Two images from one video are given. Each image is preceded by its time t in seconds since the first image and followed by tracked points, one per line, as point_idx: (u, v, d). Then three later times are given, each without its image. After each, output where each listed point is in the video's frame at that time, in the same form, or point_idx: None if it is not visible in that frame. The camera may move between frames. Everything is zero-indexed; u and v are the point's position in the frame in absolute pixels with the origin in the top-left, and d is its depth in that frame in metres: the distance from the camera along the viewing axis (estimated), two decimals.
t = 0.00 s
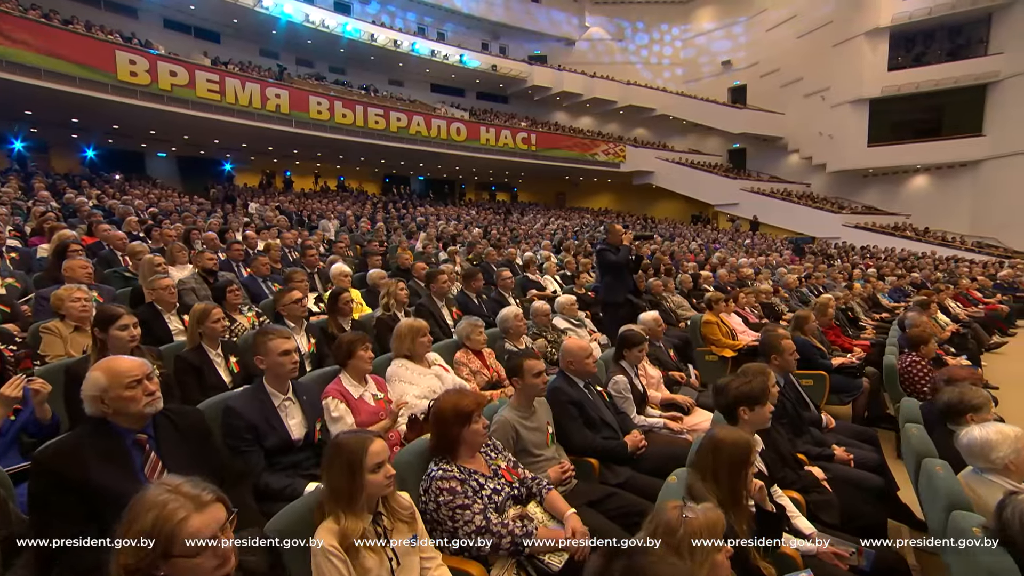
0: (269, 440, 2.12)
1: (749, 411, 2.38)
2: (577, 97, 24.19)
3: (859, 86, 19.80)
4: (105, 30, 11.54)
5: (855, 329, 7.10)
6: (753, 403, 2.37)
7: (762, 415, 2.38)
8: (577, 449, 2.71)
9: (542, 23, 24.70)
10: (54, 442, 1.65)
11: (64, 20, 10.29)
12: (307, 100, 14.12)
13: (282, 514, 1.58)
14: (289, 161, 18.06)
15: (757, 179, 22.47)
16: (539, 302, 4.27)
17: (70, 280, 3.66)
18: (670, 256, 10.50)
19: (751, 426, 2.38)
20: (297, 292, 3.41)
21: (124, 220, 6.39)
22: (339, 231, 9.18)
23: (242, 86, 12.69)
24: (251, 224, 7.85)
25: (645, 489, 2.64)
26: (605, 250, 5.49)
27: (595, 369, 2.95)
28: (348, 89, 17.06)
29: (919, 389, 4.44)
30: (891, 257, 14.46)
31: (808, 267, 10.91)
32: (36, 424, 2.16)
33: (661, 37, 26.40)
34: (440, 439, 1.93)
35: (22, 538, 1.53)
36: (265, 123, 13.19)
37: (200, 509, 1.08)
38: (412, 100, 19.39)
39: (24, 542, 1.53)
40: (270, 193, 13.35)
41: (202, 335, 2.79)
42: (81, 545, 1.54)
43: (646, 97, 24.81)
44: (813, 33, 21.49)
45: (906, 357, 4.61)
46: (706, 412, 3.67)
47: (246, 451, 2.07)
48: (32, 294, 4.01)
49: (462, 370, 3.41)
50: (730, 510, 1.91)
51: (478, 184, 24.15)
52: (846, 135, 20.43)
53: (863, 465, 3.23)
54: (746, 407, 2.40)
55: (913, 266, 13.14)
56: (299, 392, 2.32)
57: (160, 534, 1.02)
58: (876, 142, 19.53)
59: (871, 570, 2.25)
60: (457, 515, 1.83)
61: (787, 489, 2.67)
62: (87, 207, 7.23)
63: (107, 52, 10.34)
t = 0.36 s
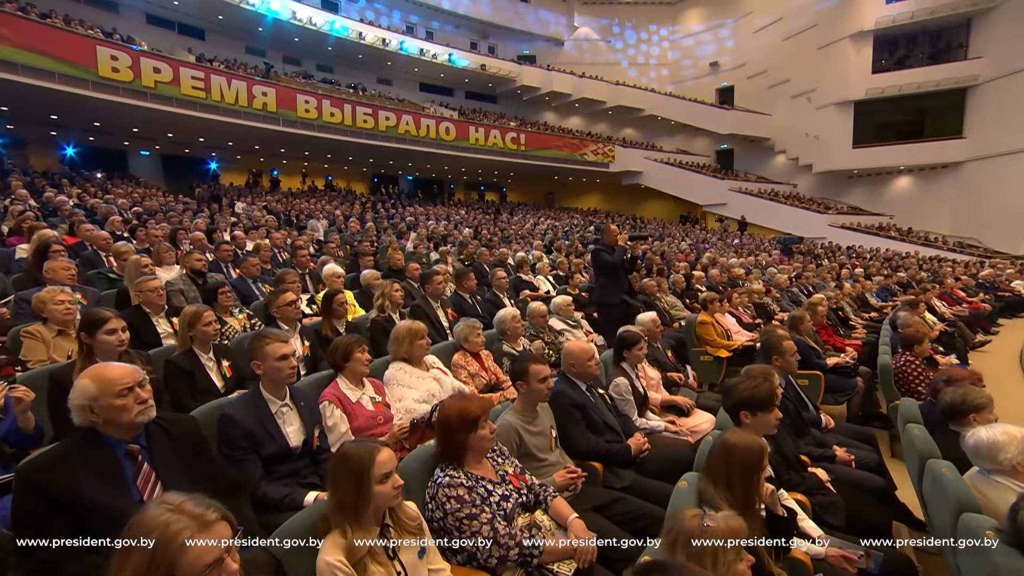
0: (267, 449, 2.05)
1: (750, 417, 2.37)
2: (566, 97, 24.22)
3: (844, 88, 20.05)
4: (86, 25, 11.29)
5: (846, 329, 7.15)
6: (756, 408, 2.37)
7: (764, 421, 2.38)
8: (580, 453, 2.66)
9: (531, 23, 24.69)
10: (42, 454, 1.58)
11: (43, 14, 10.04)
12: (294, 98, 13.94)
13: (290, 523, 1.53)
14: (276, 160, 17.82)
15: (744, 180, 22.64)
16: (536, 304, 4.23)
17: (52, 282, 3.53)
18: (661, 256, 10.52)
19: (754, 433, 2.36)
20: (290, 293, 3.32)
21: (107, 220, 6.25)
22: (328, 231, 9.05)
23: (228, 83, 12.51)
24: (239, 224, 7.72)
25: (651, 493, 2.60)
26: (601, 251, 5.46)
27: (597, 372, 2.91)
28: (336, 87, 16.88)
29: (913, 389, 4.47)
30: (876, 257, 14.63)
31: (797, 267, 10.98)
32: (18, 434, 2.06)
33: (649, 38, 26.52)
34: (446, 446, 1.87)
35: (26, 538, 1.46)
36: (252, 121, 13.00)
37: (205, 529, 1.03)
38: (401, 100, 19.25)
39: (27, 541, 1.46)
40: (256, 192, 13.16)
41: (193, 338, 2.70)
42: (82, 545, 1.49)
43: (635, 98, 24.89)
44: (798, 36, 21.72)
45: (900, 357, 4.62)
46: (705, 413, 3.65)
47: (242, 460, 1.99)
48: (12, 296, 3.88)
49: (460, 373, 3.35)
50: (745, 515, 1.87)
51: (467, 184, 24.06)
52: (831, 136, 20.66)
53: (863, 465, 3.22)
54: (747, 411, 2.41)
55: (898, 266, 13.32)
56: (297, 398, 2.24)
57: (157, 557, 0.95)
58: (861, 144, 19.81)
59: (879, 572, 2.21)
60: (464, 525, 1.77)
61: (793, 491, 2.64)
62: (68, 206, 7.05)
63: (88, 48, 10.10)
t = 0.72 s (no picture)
0: (266, 457, 1.98)
1: (751, 422, 2.35)
2: (555, 97, 24.22)
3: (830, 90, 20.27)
4: (65, 19, 11.01)
5: (837, 328, 7.19)
6: (755, 415, 2.33)
7: (763, 428, 2.33)
8: (584, 457, 2.61)
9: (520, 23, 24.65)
10: (29, 465, 1.49)
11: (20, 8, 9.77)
12: (281, 96, 13.78)
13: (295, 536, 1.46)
14: (262, 159, 17.58)
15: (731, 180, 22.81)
16: (533, 304, 4.19)
17: (33, 284, 3.41)
18: (652, 256, 10.53)
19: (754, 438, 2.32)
20: (284, 295, 3.24)
21: (90, 220, 6.09)
22: (317, 232, 8.92)
23: (213, 81, 12.31)
24: (227, 224, 7.58)
25: (656, 496, 2.56)
26: (596, 251, 5.42)
27: (599, 374, 2.88)
28: (324, 86, 16.70)
29: (908, 388, 4.48)
30: (862, 257, 14.81)
31: (785, 267, 11.06)
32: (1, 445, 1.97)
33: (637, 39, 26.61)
34: (455, 453, 1.82)
35: (26, 538, 1.40)
36: (237, 119, 12.81)
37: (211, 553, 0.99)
38: (389, 99, 19.09)
39: (27, 542, 1.40)
40: (242, 192, 12.95)
41: (184, 342, 2.62)
42: (83, 545, 1.44)
43: (623, 98, 24.93)
44: (785, 38, 21.93)
45: (894, 357, 4.65)
46: (705, 414, 3.62)
47: (239, 469, 1.92)
48: None
49: (459, 376, 3.29)
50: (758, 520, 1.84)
51: (456, 183, 23.95)
52: (817, 137, 20.89)
53: (864, 465, 3.22)
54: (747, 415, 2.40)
55: (884, 265, 13.49)
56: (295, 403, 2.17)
57: None
58: (847, 145, 20.07)
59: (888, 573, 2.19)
60: (475, 536, 1.72)
61: (799, 493, 2.63)
62: (49, 206, 6.86)
63: (68, 43, 9.86)
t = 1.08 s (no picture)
0: (264, 466, 1.90)
1: (759, 425, 2.33)
2: (544, 97, 24.21)
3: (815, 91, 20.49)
4: (44, 14, 10.73)
5: (828, 328, 7.23)
6: (765, 418, 2.32)
7: (772, 431, 2.33)
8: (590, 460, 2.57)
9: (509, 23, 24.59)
10: (18, 478, 1.42)
11: None
12: (268, 94, 13.60)
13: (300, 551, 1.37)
14: (248, 157, 17.34)
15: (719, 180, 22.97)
16: (530, 305, 4.14)
17: (14, 286, 3.29)
18: (644, 256, 10.53)
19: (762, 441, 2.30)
20: (278, 296, 3.16)
21: (71, 219, 5.91)
22: (306, 232, 8.80)
23: (198, 78, 12.10)
24: (214, 224, 7.43)
25: (662, 500, 2.54)
26: (591, 252, 5.38)
27: (602, 376, 2.84)
28: (311, 84, 16.50)
29: (903, 388, 4.49)
30: (848, 256, 14.98)
31: (774, 267, 11.11)
32: None
33: (626, 39, 26.67)
34: (464, 461, 1.76)
35: (26, 537, 1.34)
36: (223, 117, 12.61)
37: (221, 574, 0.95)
38: (377, 98, 18.93)
39: (27, 542, 1.34)
40: (228, 191, 12.74)
41: (175, 346, 2.53)
42: (83, 545, 1.40)
43: (612, 98, 24.96)
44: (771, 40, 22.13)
45: (889, 356, 4.67)
46: (705, 415, 3.61)
47: (237, 478, 1.85)
48: None
49: (458, 379, 3.23)
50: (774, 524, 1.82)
51: (444, 183, 23.84)
52: (803, 138, 21.09)
53: (865, 466, 3.22)
54: (755, 419, 2.37)
55: (870, 265, 13.66)
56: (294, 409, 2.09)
57: None
58: (832, 146, 20.33)
59: None
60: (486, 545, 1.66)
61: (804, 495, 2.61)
62: (29, 204, 6.67)
63: (46, 38, 9.61)
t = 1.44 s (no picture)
0: (262, 474, 1.83)
1: (766, 427, 2.31)
2: (532, 97, 24.21)
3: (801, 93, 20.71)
4: (21, 7, 10.44)
5: (818, 328, 7.28)
6: (771, 420, 2.30)
7: (779, 433, 2.31)
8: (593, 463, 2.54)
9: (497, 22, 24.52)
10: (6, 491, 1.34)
11: None
12: (254, 92, 13.41)
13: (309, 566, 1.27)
14: (233, 156, 17.09)
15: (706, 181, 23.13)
16: (526, 306, 4.10)
17: None
18: (634, 257, 10.55)
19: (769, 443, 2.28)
20: (271, 298, 3.08)
21: (51, 218, 5.73)
22: (295, 232, 8.67)
23: (182, 75, 11.89)
24: (199, 224, 7.28)
25: (665, 502, 2.52)
26: (585, 252, 5.34)
27: (605, 378, 2.81)
28: (298, 82, 16.31)
29: (897, 388, 4.53)
30: (833, 256, 15.16)
31: (763, 267, 11.20)
32: None
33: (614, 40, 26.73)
34: (472, 468, 1.72)
35: (28, 537, 1.29)
36: (208, 115, 12.40)
37: None
38: (365, 97, 18.77)
39: (27, 541, 1.29)
40: (213, 190, 12.52)
41: (166, 350, 2.45)
42: (82, 545, 1.34)
43: (600, 98, 24.99)
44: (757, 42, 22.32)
45: (882, 356, 4.70)
46: (703, 416, 3.59)
47: (235, 488, 1.78)
48: None
49: (456, 382, 3.17)
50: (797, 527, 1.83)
51: (432, 182, 23.74)
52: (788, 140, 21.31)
53: (864, 466, 3.22)
54: (762, 421, 2.34)
55: (855, 265, 13.84)
56: (293, 415, 2.02)
57: None
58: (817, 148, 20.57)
59: None
60: (498, 555, 1.62)
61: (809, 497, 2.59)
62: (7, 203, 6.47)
63: (23, 32, 9.34)
